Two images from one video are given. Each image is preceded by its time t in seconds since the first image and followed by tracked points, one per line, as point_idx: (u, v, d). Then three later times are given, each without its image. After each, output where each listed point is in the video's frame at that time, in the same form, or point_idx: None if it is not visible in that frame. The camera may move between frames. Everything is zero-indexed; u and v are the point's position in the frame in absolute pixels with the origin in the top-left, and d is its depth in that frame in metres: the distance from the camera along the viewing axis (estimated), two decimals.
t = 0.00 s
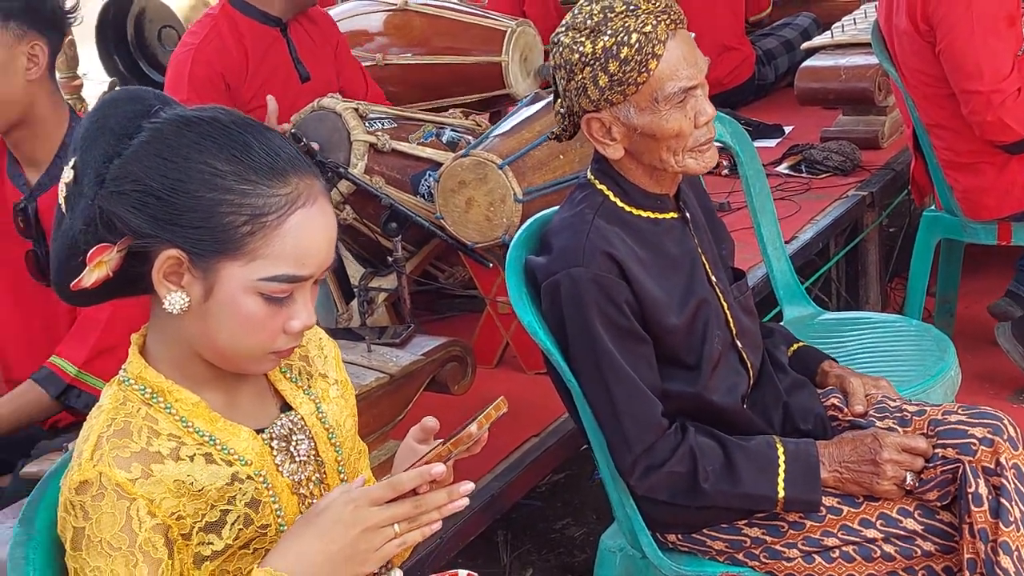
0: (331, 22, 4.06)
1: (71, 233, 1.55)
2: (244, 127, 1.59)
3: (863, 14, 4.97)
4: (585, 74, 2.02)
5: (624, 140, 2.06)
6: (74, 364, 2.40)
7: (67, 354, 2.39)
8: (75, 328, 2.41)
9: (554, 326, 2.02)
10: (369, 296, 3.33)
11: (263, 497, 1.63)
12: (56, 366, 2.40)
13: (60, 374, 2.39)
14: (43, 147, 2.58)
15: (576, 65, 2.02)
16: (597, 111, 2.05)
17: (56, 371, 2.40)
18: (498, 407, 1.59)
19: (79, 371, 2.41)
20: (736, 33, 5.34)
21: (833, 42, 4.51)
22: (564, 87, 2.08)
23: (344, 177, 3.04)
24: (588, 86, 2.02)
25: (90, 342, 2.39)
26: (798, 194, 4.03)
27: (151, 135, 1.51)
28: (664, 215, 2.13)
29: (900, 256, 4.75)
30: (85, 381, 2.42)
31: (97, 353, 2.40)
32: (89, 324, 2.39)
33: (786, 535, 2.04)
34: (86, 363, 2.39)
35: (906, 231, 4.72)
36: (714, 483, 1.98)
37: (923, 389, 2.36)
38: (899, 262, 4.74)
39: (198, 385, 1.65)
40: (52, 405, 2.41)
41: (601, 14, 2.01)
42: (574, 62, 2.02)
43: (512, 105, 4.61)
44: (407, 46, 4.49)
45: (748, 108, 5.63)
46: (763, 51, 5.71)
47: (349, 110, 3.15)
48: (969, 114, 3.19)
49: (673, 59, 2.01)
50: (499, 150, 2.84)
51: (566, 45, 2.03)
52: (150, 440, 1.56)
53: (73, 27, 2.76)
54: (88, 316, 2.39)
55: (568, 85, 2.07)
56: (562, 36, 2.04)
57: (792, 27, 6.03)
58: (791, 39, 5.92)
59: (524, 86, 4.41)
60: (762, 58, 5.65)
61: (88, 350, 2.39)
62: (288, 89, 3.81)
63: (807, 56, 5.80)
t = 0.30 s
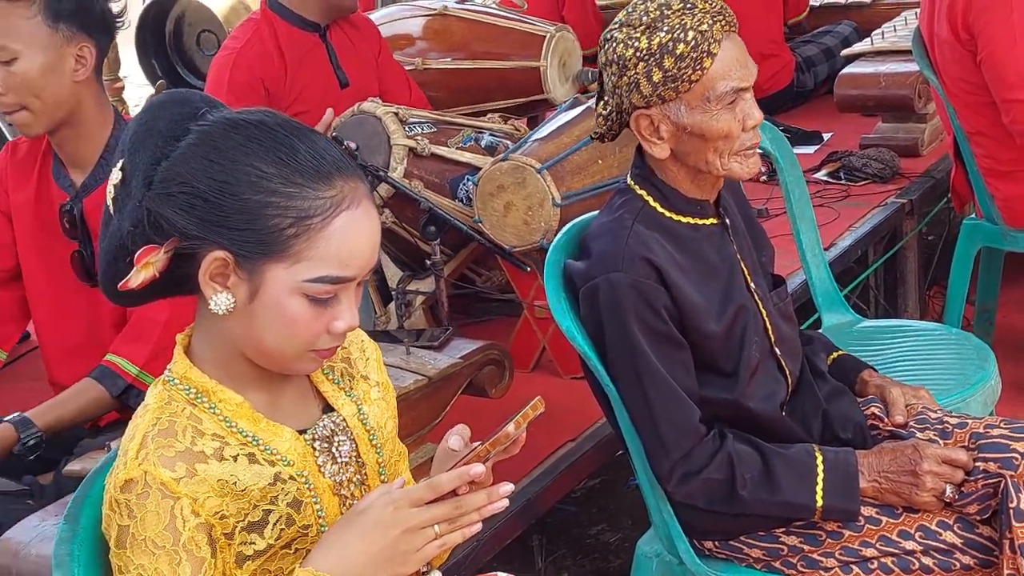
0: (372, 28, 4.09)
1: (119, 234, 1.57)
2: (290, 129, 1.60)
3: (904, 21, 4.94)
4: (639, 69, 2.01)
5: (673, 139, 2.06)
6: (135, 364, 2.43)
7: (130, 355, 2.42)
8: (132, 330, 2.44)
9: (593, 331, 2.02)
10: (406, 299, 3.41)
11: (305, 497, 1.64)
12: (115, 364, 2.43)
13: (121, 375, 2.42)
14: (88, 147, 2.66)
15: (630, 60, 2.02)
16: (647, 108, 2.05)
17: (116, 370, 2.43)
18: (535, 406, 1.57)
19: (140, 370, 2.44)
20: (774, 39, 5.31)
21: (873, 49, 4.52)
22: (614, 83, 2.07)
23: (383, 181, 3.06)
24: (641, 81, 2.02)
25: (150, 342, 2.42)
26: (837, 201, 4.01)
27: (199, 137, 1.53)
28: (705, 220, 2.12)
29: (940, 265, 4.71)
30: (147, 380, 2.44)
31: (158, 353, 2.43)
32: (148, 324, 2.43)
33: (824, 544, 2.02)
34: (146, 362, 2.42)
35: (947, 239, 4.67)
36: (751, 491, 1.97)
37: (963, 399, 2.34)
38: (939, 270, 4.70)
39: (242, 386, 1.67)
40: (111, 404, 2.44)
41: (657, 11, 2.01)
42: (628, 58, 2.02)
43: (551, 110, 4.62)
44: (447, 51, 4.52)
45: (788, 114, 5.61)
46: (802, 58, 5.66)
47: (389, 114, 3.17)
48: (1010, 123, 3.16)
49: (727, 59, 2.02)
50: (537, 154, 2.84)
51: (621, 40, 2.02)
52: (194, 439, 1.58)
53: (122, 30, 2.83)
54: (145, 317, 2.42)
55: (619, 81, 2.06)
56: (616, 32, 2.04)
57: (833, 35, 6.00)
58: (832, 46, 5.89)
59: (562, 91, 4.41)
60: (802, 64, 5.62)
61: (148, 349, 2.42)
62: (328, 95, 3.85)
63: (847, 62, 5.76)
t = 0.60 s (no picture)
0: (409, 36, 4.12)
1: (161, 236, 1.59)
2: (330, 134, 1.60)
3: (938, 29, 4.92)
4: (717, 49, 2.02)
5: (739, 125, 2.05)
6: (170, 366, 2.46)
7: (165, 356, 2.45)
8: (166, 331, 2.48)
9: (627, 335, 2.02)
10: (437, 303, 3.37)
11: (340, 499, 1.65)
12: (150, 365, 2.47)
13: (156, 376, 2.45)
14: (123, 151, 2.69)
15: (708, 40, 2.03)
16: (720, 90, 2.05)
17: (150, 370, 2.46)
18: (572, 414, 1.58)
19: (175, 372, 2.47)
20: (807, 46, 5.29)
21: (905, 56, 4.50)
22: (686, 65, 2.07)
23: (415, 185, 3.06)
24: (719, 61, 2.02)
25: (185, 345, 2.46)
26: (869, 209, 3.99)
27: (240, 141, 1.54)
28: (749, 221, 2.12)
29: (972, 274, 4.68)
30: (181, 382, 2.47)
31: (192, 355, 2.47)
32: (183, 325, 2.47)
33: (858, 552, 2.01)
34: (181, 364, 2.45)
35: (979, 248, 4.64)
36: (787, 483, 1.96)
37: (997, 407, 2.32)
38: (972, 279, 4.67)
39: (279, 387, 1.69)
40: (147, 405, 2.47)
41: None
42: (707, 38, 2.03)
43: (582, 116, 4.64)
44: (478, 57, 4.51)
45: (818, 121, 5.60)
46: (835, 64, 5.65)
47: (422, 119, 3.23)
48: None
49: (799, 51, 2.07)
50: (570, 159, 2.86)
51: (699, 22, 2.04)
52: (231, 441, 1.59)
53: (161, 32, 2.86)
54: (181, 318, 2.47)
55: (693, 63, 2.05)
56: (695, 15, 2.06)
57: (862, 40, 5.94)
58: (864, 53, 5.83)
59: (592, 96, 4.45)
60: (833, 71, 5.61)
61: (183, 351, 2.46)
62: (360, 99, 3.88)
63: (879, 69, 5.74)
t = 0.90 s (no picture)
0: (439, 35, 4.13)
1: (200, 236, 1.61)
2: (370, 139, 1.62)
3: (971, 36, 4.89)
4: (773, 54, 2.01)
5: (793, 129, 2.05)
6: (208, 364, 2.49)
7: (203, 355, 2.48)
8: (203, 330, 2.50)
9: (659, 340, 2.01)
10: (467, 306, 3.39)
11: (374, 499, 1.66)
12: (189, 364, 2.49)
13: (193, 374, 2.48)
14: (158, 154, 2.71)
15: (763, 46, 2.01)
16: (776, 95, 2.03)
17: (189, 369, 2.49)
18: (607, 420, 1.58)
19: (213, 371, 2.49)
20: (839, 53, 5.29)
21: (939, 62, 4.47)
22: (738, 72, 2.02)
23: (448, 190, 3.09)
24: (777, 66, 2.01)
25: (222, 343, 2.48)
26: (900, 215, 3.98)
27: (281, 144, 1.56)
28: (780, 225, 2.11)
29: (1005, 282, 4.65)
30: (218, 381, 2.49)
31: (229, 354, 2.49)
32: (218, 323, 2.49)
33: (889, 559, 2.01)
34: (219, 363, 2.48)
35: (1012, 256, 4.61)
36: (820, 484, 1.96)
37: None
38: (1005, 287, 4.64)
39: (314, 388, 1.69)
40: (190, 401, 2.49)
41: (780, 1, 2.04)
42: (761, 43, 2.01)
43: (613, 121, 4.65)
44: (510, 61, 4.55)
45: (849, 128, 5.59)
46: (866, 70, 5.59)
47: (454, 123, 3.22)
48: None
49: (838, 53, 2.11)
50: (601, 164, 2.86)
51: (750, 27, 2.01)
52: (268, 441, 1.60)
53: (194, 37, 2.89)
54: (216, 317, 2.48)
55: (746, 70, 2.02)
56: (743, 21, 2.02)
57: (896, 46, 5.93)
58: (895, 58, 5.78)
59: (624, 102, 4.44)
60: (865, 77, 5.55)
61: (220, 349, 2.48)
62: (396, 104, 3.93)
63: (911, 75, 5.70)
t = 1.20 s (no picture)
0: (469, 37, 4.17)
1: (235, 236, 1.62)
2: (405, 142, 1.62)
3: (1003, 40, 4.86)
4: (802, 65, 2.00)
5: (823, 137, 2.04)
6: (233, 367, 2.50)
7: (228, 357, 2.49)
8: (229, 333, 2.51)
9: (688, 344, 2.01)
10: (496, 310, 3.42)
11: (406, 501, 1.67)
12: (215, 368, 2.50)
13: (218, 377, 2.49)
14: (192, 157, 2.74)
15: (792, 56, 2.00)
16: (806, 104, 2.02)
17: (214, 373, 2.50)
18: (637, 422, 1.58)
19: (238, 373, 2.50)
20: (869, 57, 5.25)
21: (970, 67, 4.43)
22: (767, 83, 2.01)
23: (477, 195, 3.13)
24: (807, 76, 2.00)
25: (248, 345, 2.48)
26: (931, 221, 3.96)
27: (317, 146, 1.57)
28: (810, 231, 2.10)
29: None
30: (244, 383, 2.50)
31: (255, 355, 2.49)
32: (245, 327, 2.49)
33: (920, 566, 1.99)
34: (244, 365, 2.48)
35: None
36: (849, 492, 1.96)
37: None
38: None
39: (346, 390, 1.71)
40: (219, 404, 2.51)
41: (807, 10, 2.03)
42: (790, 54, 2.00)
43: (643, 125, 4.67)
44: (538, 65, 4.55)
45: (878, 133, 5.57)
46: (896, 75, 5.56)
47: (483, 128, 3.25)
48: None
49: (867, 59, 2.10)
50: (630, 168, 2.89)
51: (777, 38, 2.00)
52: (301, 442, 1.61)
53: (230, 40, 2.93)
54: (242, 320, 2.49)
55: (775, 81, 2.01)
56: (770, 32, 2.01)
57: (925, 50, 5.85)
58: (926, 62, 5.74)
59: (652, 106, 4.46)
60: (895, 82, 5.51)
61: (246, 351, 2.48)
62: (428, 109, 3.97)
63: (942, 80, 5.67)
